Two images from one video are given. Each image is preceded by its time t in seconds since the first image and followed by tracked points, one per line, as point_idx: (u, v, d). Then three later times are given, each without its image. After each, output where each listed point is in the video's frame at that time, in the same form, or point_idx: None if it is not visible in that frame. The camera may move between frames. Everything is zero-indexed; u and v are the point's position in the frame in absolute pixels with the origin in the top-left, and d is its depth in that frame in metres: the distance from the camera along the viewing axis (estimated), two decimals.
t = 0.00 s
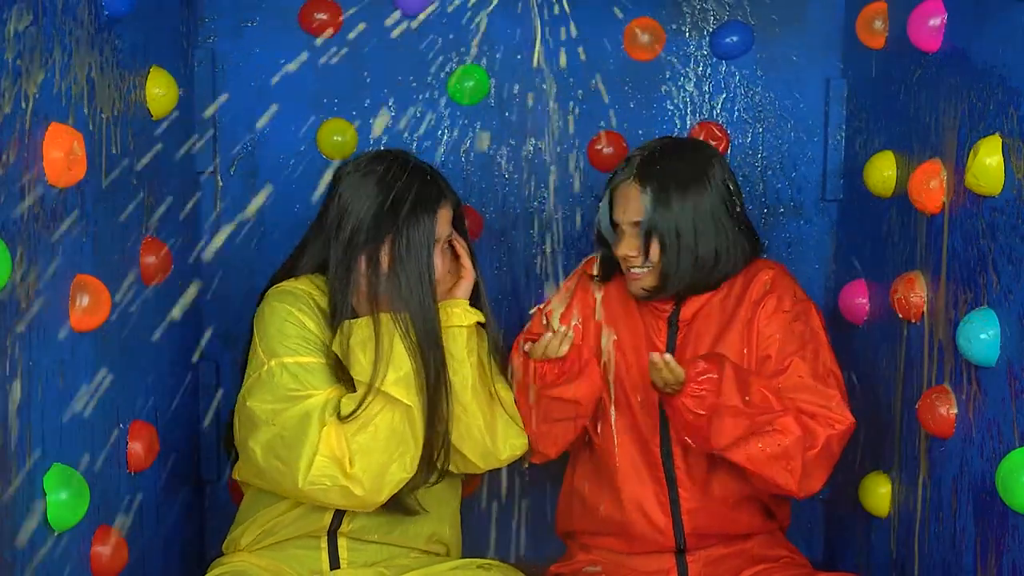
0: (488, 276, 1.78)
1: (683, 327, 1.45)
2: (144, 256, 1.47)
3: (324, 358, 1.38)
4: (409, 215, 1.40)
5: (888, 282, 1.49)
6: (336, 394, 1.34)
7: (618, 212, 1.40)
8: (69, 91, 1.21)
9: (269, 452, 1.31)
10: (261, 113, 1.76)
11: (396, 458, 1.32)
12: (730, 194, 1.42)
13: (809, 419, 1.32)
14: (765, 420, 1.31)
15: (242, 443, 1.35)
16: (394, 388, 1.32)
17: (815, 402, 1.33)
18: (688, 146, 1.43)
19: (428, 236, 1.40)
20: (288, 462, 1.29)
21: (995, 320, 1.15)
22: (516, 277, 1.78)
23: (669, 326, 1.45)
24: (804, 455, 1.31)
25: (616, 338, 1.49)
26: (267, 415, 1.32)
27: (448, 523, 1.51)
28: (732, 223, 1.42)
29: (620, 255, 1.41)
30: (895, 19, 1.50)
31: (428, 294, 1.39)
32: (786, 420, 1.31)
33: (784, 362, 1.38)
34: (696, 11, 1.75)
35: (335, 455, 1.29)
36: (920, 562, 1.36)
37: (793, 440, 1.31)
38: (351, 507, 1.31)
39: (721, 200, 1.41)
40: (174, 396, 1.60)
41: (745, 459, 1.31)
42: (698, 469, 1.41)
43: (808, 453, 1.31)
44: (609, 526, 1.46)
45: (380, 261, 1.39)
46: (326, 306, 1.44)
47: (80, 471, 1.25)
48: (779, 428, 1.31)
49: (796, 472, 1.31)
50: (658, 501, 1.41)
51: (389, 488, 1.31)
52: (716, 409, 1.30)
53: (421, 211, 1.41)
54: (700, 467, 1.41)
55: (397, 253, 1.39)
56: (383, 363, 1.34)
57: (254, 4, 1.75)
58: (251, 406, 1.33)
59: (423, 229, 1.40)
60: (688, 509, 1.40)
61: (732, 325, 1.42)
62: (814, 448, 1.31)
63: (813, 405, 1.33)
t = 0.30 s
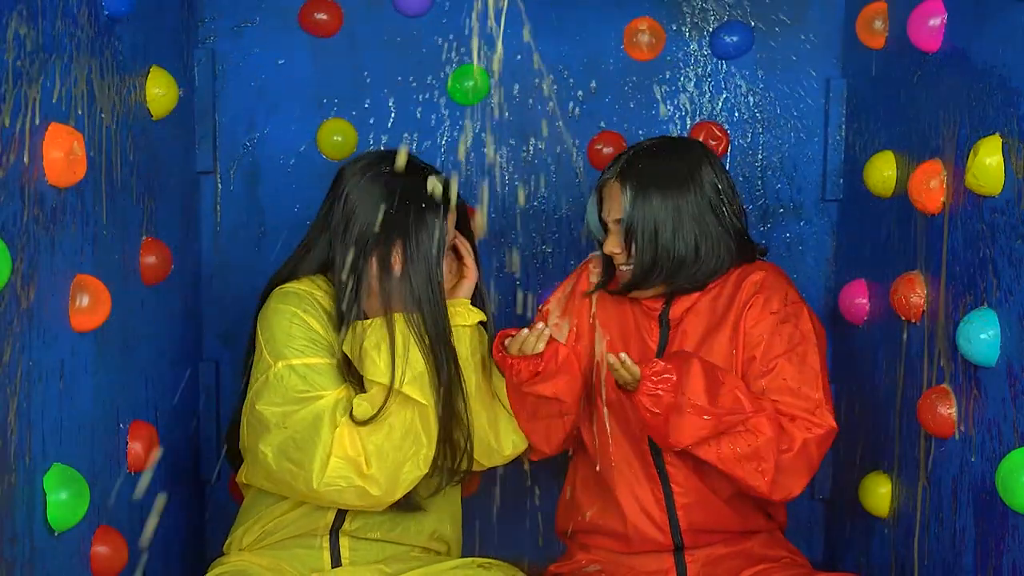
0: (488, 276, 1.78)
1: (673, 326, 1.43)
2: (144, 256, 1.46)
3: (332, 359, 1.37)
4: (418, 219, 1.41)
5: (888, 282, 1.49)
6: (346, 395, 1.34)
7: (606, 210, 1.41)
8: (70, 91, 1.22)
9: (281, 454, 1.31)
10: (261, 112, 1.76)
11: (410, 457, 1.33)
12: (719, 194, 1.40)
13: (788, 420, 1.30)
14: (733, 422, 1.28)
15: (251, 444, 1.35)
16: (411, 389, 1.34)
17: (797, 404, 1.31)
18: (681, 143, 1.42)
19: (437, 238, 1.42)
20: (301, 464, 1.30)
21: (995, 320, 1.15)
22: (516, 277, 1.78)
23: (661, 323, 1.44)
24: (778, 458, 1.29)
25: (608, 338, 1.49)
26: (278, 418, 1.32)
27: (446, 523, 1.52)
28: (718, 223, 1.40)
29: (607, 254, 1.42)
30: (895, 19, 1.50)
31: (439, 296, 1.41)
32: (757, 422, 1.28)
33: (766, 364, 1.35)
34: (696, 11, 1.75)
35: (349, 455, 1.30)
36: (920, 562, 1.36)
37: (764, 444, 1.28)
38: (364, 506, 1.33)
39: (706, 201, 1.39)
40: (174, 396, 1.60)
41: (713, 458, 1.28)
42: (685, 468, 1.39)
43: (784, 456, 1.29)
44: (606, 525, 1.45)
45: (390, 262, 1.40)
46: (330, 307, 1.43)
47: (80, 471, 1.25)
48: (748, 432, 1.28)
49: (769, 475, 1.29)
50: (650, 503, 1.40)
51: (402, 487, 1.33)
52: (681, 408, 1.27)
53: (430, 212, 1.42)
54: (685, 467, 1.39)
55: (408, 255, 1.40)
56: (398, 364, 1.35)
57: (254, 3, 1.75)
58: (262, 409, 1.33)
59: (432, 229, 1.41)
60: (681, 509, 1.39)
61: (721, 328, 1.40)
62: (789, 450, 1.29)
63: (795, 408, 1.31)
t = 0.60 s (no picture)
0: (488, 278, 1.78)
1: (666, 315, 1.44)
2: (144, 256, 1.47)
3: (327, 358, 1.38)
4: (430, 234, 1.39)
5: (888, 281, 1.49)
6: (337, 394, 1.35)
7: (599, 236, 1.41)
8: (70, 91, 1.22)
9: (265, 447, 1.32)
10: (261, 112, 1.76)
11: (391, 464, 1.34)
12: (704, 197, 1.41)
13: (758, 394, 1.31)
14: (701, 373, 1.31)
15: (238, 433, 1.36)
16: (398, 397, 1.34)
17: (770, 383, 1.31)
18: (661, 154, 1.41)
19: (447, 253, 1.39)
20: (284, 458, 1.31)
21: (995, 320, 1.15)
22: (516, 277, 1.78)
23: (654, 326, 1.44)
24: (741, 424, 1.30)
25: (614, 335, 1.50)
26: (266, 410, 1.33)
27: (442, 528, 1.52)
28: (710, 228, 1.40)
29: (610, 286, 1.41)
30: (895, 19, 1.50)
31: (441, 312, 1.38)
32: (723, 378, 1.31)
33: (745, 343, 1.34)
34: (696, 10, 1.75)
35: (331, 455, 1.31)
36: (920, 562, 1.36)
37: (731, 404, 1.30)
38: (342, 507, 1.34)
39: (696, 208, 1.39)
40: (174, 397, 1.60)
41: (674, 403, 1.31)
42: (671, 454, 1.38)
43: (747, 425, 1.30)
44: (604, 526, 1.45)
45: (394, 268, 1.38)
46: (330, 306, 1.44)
47: (80, 471, 1.25)
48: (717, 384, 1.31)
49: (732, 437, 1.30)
50: (649, 501, 1.40)
51: (382, 493, 1.33)
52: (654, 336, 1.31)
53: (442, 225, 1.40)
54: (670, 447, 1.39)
55: (412, 265, 1.38)
56: (388, 372, 1.34)
57: (254, 3, 1.75)
58: (251, 400, 1.34)
59: (442, 243, 1.39)
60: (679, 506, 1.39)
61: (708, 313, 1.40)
62: (753, 420, 1.30)
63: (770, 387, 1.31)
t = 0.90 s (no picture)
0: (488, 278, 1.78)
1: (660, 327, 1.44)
2: (144, 256, 1.47)
3: (326, 377, 1.38)
4: (437, 266, 1.35)
5: (888, 281, 1.49)
6: (328, 413, 1.35)
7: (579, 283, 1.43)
8: (71, 91, 1.22)
9: (254, 454, 1.33)
10: (260, 113, 1.76)
11: (370, 487, 1.32)
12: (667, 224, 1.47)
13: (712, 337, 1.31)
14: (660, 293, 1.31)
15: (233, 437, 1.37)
16: (380, 425, 1.33)
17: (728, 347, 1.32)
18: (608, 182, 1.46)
19: (452, 287, 1.36)
20: (270, 467, 1.32)
21: (995, 320, 1.15)
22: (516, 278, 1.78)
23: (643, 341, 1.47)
24: (680, 350, 1.30)
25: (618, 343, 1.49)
26: (260, 420, 1.33)
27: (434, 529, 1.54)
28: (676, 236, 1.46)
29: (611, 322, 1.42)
30: (894, 19, 1.50)
31: (439, 348, 1.36)
32: (687, 303, 1.31)
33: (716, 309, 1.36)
34: (696, 11, 1.75)
35: (313, 473, 1.30)
36: (920, 562, 1.36)
37: (682, 328, 1.30)
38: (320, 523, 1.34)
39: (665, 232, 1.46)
40: (174, 397, 1.60)
41: (618, 287, 1.32)
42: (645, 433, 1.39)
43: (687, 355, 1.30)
44: (598, 527, 1.45)
45: (395, 294, 1.36)
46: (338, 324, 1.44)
47: (80, 471, 1.25)
48: (682, 308, 1.30)
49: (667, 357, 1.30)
50: (644, 499, 1.40)
51: (357, 516, 1.32)
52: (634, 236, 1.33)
53: (451, 258, 1.36)
54: (635, 400, 1.34)
55: (415, 294, 1.35)
56: (372, 399, 1.33)
57: (254, 3, 1.75)
58: (246, 406, 1.34)
59: (449, 277, 1.35)
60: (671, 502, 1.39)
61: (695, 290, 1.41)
62: (700, 355, 1.30)
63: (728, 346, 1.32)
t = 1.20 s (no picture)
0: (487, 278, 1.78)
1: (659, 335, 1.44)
2: (144, 256, 1.47)
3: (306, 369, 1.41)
4: (409, 265, 1.35)
5: (888, 281, 1.49)
6: (301, 407, 1.38)
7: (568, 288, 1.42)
8: (71, 91, 1.22)
9: (234, 442, 1.38)
10: (260, 113, 1.76)
11: (331, 482, 1.35)
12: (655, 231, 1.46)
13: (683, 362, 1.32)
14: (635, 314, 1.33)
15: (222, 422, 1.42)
16: (341, 422, 1.34)
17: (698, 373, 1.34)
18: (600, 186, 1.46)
19: (421, 289, 1.35)
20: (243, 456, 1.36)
21: (995, 320, 1.15)
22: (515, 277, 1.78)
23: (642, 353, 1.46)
24: (646, 375, 1.32)
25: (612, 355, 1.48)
26: (237, 409, 1.38)
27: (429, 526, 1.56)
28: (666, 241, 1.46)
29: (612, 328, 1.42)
30: (895, 19, 1.50)
31: (407, 349, 1.36)
32: (660, 327, 1.32)
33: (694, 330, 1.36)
34: (696, 11, 1.75)
35: (276, 465, 1.34)
36: (920, 562, 1.36)
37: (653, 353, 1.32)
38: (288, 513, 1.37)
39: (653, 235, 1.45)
40: (174, 397, 1.60)
41: (593, 300, 1.34)
42: (637, 444, 1.38)
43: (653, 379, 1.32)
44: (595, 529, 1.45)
45: (367, 294, 1.37)
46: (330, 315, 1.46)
47: (80, 470, 1.25)
48: (654, 331, 1.32)
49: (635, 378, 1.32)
50: (641, 504, 1.40)
51: (318, 510, 1.35)
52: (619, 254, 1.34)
53: (422, 259, 1.35)
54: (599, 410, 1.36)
55: (386, 294, 1.36)
56: (335, 396, 1.35)
57: (254, 3, 1.75)
58: (229, 394, 1.39)
59: (418, 278, 1.35)
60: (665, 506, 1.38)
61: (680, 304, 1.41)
62: (664, 377, 1.31)
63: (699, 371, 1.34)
